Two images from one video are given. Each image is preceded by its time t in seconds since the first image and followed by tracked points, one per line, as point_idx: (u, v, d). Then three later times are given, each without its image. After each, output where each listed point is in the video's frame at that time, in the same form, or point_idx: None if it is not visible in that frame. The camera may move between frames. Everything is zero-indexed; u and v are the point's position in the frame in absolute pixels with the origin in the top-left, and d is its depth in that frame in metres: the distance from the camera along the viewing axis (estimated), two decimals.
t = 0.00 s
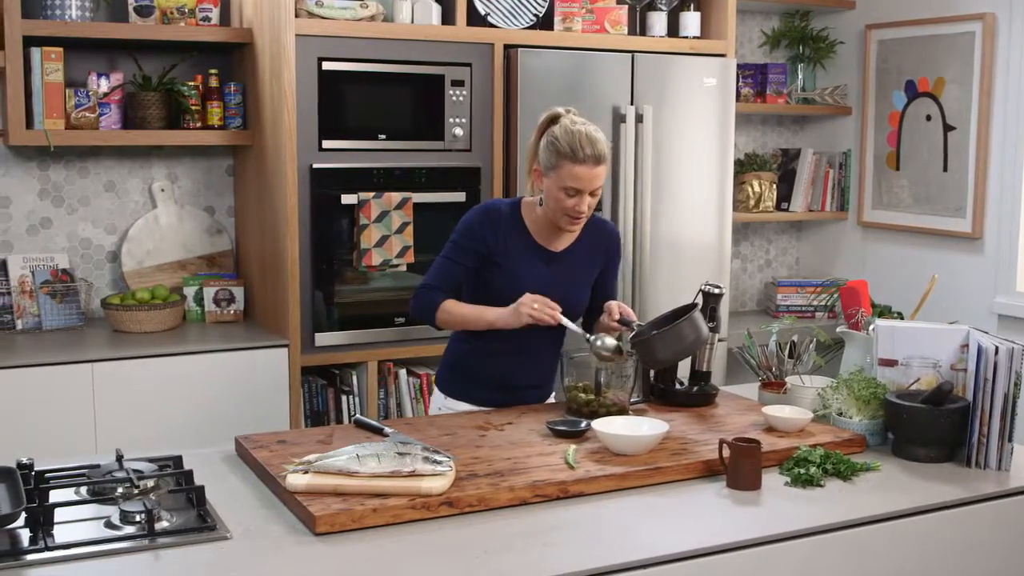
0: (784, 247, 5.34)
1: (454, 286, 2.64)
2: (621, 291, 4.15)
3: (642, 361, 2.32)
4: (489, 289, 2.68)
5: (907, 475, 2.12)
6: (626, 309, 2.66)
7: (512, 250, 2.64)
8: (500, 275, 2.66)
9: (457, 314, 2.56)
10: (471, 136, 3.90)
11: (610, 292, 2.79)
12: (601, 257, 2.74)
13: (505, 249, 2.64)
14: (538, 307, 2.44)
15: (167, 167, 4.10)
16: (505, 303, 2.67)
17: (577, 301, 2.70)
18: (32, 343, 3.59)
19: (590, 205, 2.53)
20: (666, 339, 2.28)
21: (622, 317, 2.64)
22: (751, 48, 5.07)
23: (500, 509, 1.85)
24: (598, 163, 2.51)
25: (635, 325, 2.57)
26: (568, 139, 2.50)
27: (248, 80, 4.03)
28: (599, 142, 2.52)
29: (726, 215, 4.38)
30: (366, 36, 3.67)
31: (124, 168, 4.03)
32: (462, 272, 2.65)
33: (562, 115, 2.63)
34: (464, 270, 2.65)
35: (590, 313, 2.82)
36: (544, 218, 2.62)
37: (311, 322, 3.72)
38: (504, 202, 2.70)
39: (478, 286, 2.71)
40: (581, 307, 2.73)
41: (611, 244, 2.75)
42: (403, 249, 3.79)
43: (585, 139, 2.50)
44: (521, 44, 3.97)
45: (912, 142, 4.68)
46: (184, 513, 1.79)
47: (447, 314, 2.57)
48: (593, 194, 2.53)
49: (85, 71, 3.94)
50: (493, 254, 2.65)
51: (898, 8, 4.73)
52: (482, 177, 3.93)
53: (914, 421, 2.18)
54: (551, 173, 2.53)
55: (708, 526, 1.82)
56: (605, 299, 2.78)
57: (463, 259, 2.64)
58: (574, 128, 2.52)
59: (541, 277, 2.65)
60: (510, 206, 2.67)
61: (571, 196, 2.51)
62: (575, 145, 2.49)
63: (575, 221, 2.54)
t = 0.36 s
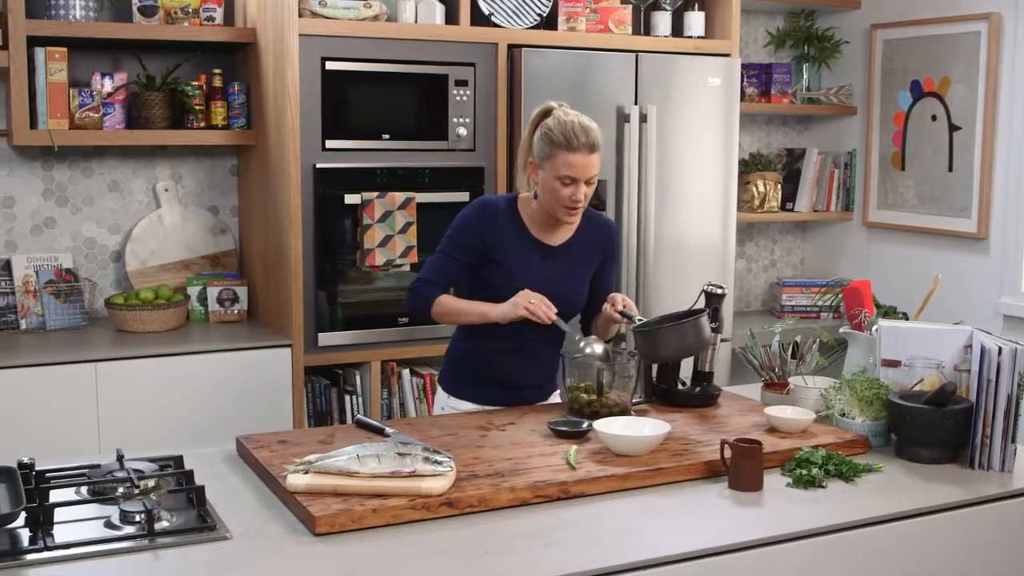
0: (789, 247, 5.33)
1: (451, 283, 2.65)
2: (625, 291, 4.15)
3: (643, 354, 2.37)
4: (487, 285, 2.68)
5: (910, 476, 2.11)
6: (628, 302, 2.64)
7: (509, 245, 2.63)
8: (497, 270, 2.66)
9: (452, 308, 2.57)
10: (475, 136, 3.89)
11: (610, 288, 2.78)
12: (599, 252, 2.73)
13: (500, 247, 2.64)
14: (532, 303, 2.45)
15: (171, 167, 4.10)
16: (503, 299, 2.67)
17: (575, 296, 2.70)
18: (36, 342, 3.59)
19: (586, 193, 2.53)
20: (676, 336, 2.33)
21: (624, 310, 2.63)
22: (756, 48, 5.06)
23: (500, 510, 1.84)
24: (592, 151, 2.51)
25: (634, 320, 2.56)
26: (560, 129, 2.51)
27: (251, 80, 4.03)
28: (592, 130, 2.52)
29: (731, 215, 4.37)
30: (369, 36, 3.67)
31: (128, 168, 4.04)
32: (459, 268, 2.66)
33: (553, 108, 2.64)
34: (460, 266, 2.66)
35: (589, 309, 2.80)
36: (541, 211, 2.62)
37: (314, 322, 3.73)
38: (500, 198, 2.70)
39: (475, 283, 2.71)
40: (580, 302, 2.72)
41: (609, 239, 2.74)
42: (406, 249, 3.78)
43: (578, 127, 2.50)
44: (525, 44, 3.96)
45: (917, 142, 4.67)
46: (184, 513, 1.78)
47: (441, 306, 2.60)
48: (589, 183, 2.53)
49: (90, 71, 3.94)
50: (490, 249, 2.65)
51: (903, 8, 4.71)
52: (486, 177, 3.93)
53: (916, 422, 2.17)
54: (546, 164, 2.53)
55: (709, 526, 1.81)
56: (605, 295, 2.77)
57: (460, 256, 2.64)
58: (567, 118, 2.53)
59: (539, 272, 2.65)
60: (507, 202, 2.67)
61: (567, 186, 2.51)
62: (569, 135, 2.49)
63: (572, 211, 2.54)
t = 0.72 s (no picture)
0: (794, 247, 5.32)
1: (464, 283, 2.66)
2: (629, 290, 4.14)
3: (644, 354, 2.43)
4: (499, 282, 2.67)
5: (913, 477, 2.10)
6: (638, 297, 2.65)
7: (518, 241, 2.63)
8: (507, 267, 2.65)
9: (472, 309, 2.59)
10: (479, 136, 3.89)
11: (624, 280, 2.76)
12: (610, 245, 2.72)
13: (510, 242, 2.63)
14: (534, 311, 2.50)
15: (175, 167, 4.10)
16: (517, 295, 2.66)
17: (589, 289, 2.68)
18: (40, 342, 3.59)
19: (589, 181, 2.52)
20: (676, 336, 2.37)
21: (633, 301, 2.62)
22: (761, 48, 5.05)
23: (501, 511, 1.84)
24: (593, 139, 2.52)
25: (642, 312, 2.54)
26: (560, 118, 2.52)
27: (255, 80, 4.02)
28: (593, 119, 2.53)
29: (736, 215, 4.36)
30: (373, 36, 3.67)
31: (132, 168, 4.04)
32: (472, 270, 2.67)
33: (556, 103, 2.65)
34: (473, 268, 2.67)
35: (606, 303, 2.79)
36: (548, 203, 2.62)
37: (319, 322, 3.72)
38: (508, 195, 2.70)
39: (487, 282, 2.71)
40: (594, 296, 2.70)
41: (620, 230, 2.73)
42: (410, 249, 3.79)
43: (578, 116, 2.51)
44: (530, 44, 3.95)
45: (922, 142, 4.66)
46: (185, 513, 1.78)
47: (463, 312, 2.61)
48: (592, 172, 2.53)
49: (94, 70, 3.94)
50: (499, 246, 2.65)
51: (909, 7, 4.70)
52: (490, 177, 3.93)
53: (919, 423, 2.16)
54: (548, 153, 2.54)
55: (711, 528, 1.80)
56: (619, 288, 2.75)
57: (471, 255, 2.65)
58: (568, 108, 2.54)
59: (550, 266, 2.64)
60: (513, 198, 2.67)
61: (569, 173, 2.51)
62: (569, 123, 2.51)
63: (575, 199, 2.53)
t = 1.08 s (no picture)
0: (801, 247, 5.31)
1: (468, 280, 2.66)
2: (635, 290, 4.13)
3: (638, 342, 2.40)
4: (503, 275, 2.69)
5: (919, 478, 2.10)
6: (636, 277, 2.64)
7: (514, 235, 2.66)
8: (507, 261, 2.67)
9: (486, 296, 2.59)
10: (484, 136, 3.89)
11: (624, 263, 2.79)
12: (605, 230, 2.74)
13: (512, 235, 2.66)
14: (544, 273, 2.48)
15: (181, 167, 4.11)
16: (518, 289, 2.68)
17: (589, 275, 2.70)
18: (46, 341, 3.60)
19: (578, 172, 2.55)
20: (668, 323, 2.35)
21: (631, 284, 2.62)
22: (768, 48, 5.04)
23: (504, 512, 1.83)
24: (583, 130, 2.55)
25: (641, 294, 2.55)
26: (553, 110, 2.55)
27: (261, 81, 4.03)
28: (585, 112, 2.56)
29: (743, 215, 4.35)
30: (379, 36, 3.67)
31: (138, 168, 4.05)
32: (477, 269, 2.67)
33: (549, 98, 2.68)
34: (476, 266, 2.67)
35: (608, 287, 2.82)
36: (540, 194, 2.65)
37: (325, 322, 3.72)
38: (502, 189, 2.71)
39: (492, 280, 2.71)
40: (594, 281, 2.73)
41: (615, 214, 2.75)
42: (415, 249, 3.78)
43: (570, 108, 2.54)
44: (536, 44, 3.95)
45: (929, 142, 4.64)
46: (187, 513, 1.78)
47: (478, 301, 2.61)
48: (582, 162, 2.56)
49: (100, 71, 3.95)
50: (499, 239, 2.67)
51: (916, 7, 4.68)
52: (495, 177, 3.93)
53: (925, 424, 2.15)
54: (540, 144, 2.57)
55: (715, 529, 1.80)
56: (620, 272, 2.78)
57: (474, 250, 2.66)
58: (559, 100, 2.57)
59: (547, 256, 2.67)
60: (507, 192, 2.68)
61: (559, 163, 2.54)
62: (560, 115, 2.54)
63: (565, 189, 2.56)
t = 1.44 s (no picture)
0: (810, 248, 5.29)
1: (488, 271, 2.64)
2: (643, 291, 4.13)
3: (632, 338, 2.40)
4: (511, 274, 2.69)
5: (927, 480, 2.08)
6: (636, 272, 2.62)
7: (520, 234, 2.67)
8: (514, 260, 2.68)
9: (505, 287, 2.55)
10: (492, 136, 3.88)
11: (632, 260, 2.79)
12: (612, 227, 2.75)
13: (519, 233, 2.67)
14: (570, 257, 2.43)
15: (190, 167, 4.11)
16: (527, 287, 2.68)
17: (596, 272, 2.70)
18: (55, 341, 3.61)
19: (580, 165, 2.56)
20: (663, 321, 2.35)
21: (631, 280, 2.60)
22: (778, 48, 5.03)
23: (509, 513, 1.83)
24: (585, 124, 2.56)
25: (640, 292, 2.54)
26: (554, 104, 2.57)
27: (270, 81, 4.03)
28: (587, 106, 2.57)
29: (752, 215, 4.34)
30: (387, 37, 3.66)
31: (147, 168, 4.05)
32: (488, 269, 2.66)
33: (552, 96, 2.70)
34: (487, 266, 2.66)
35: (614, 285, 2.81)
36: (543, 188, 2.66)
37: (332, 322, 3.72)
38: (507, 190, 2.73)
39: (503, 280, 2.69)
40: (602, 278, 2.73)
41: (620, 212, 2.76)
42: (424, 249, 3.79)
43: (572, 102, 2.55)
44: (544, 44, 3.94)
45: (939, 142, 4.62)
46: (192, 513, 1.78)
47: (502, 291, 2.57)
48: (584, 156, 2.57)
49: (109, 71, 3.96)
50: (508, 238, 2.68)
51: (927, 7, 4.66)
52: (503, 177, 3.92)
53: (932, 426, 2.14)
54: (542, 138, 2.58)
55: (720, 530, 1.79)
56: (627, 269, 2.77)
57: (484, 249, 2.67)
58: (561, 96, 2.59)
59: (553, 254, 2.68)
60: (512, 193, 2.70)
61: (561, 157, 2.55)
62: (562, 109, 2.55)
63: (567, 182, 2.57)
